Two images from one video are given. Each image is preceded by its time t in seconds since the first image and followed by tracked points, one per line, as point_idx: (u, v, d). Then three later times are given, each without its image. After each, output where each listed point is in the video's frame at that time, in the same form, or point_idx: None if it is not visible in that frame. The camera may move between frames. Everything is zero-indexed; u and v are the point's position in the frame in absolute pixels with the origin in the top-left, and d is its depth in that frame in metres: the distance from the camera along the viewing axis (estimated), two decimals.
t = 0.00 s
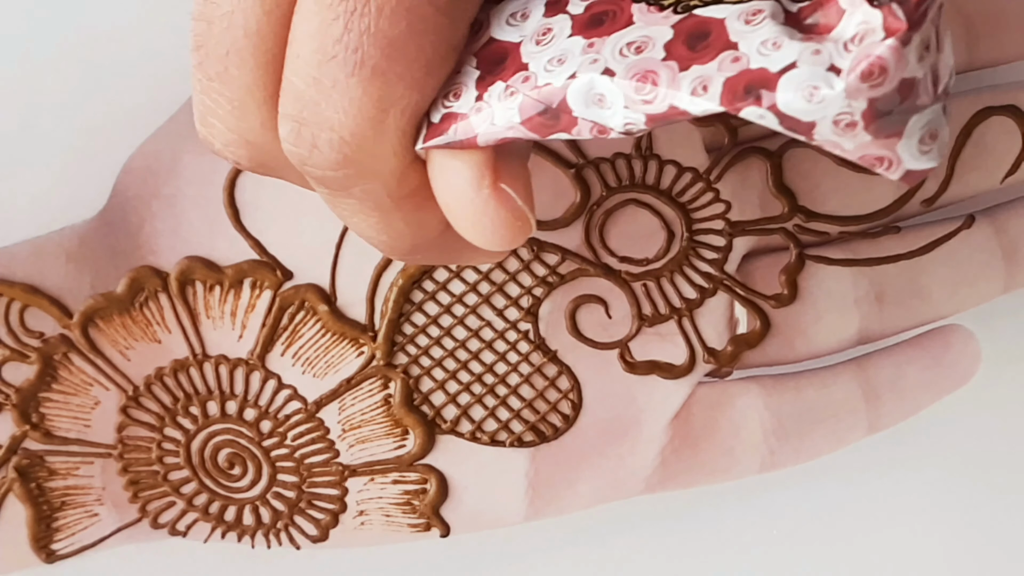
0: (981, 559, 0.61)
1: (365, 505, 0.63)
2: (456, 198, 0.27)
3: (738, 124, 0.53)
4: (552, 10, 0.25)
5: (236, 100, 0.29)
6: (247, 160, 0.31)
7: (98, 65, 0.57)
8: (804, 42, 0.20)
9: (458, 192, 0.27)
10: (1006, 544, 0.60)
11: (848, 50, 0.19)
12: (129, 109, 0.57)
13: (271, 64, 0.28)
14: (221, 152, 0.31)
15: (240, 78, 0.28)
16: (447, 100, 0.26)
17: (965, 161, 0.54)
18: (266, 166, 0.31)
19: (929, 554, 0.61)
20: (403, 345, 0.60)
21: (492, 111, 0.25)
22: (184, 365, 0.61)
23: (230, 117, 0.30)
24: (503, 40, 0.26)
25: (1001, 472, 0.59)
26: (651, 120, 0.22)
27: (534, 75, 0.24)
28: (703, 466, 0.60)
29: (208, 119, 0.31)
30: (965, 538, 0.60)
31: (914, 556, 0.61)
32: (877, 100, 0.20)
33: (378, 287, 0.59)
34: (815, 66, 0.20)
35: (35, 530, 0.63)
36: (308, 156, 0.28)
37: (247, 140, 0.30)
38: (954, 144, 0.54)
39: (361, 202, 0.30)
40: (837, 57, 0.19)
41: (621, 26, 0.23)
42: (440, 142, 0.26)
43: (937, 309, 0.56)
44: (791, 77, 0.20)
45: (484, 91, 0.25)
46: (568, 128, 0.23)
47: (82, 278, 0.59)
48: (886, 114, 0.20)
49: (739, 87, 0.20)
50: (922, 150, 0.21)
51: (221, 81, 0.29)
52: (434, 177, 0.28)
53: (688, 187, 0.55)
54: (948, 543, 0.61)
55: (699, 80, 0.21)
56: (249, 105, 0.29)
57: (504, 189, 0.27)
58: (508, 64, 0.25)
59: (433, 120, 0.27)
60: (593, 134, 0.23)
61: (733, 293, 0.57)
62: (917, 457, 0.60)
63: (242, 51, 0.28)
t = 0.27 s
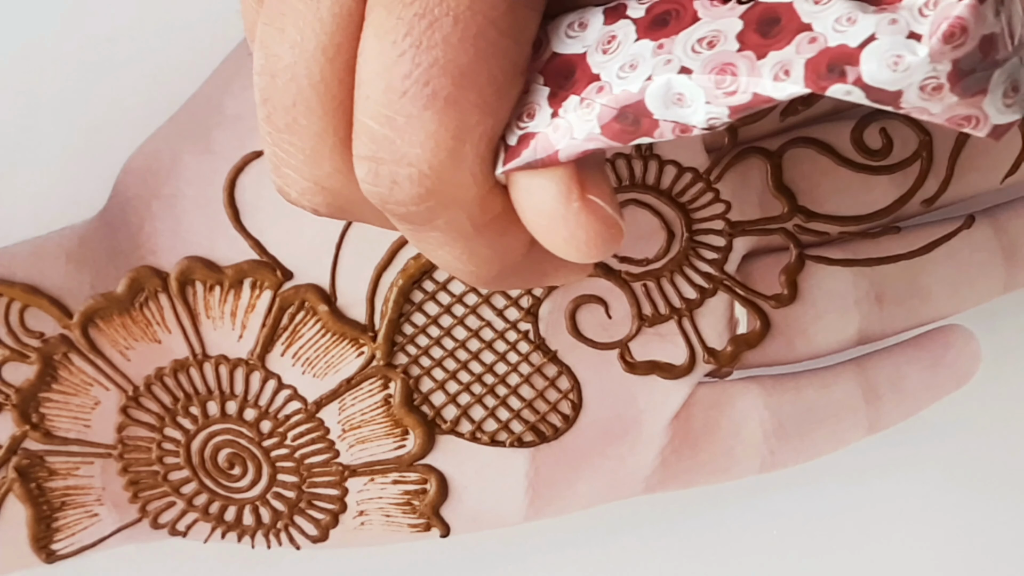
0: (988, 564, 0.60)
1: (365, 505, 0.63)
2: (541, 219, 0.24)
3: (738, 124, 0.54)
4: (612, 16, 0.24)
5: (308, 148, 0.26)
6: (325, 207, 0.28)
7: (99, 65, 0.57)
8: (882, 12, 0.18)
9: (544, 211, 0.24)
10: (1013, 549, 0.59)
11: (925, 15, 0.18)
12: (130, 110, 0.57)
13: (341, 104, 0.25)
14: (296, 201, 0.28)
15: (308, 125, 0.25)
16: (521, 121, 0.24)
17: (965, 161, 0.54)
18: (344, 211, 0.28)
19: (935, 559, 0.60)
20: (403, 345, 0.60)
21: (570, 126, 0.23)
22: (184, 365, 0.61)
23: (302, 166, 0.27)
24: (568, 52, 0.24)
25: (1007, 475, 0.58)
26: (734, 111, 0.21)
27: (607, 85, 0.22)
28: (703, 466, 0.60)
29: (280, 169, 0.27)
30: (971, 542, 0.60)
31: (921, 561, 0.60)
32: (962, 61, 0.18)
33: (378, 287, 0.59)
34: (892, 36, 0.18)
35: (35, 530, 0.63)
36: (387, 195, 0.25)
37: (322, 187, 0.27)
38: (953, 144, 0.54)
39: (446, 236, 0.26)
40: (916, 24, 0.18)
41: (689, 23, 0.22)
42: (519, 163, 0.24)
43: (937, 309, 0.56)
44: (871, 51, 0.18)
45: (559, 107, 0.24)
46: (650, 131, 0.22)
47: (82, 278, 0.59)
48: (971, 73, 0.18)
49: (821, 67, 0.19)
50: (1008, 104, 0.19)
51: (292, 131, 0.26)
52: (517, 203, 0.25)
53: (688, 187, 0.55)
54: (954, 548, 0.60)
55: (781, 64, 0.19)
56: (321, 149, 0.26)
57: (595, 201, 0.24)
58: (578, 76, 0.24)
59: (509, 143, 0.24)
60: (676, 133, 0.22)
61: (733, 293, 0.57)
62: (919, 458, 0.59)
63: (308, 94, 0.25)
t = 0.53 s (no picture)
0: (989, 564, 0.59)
1: (365, 505, 0.63)
2: (586, 235, 0.23)
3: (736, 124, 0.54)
4: (636, 26, 0.23)
5: (345, 181, 0.26)
6: (364, 238, 0.28)
7: (100, 66, 0.57)
8: None
9: (589, 226, 0.23)
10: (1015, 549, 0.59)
11: None
12: (130, 111, 0.58)
13: (376, 135, 0.25)
14: (335, 233, 0.28)
15: (344, 158, 0.25)
16: (556, 137, 0.23)
17: (965, 161, 0.54)
18: (384, 241, 0.28)
19: (936, 559, 0.60)
20: (403, 345, 0.60)
21: (607, 137, 0.22)
22: (184, 365, 0.61)
23: (339, 197, 0.27)
24: (594, 66, 0.24)
25: (1007, 475, 0.58)
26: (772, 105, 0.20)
27: (641, 93, 0.22)
28: (702, 466, 0.60)
29: (319, 202, 0.28)
30: (972, 542, 0.59)
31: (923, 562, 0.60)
32: (995, 34, 0.17)
33: (378, 287, 0.59)
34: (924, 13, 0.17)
35: (35, 530, 0.63)
36: (428, 220, 0.25)
37: (360, 218, 0.27)
38: (953, 144, 0.54)
39: (488, 259, 0.26)
40: None
41: (715, 23, 0.21)
42: (559, 179, 0.23)
43: (937, 309, 0.56)
44: (904, 32, 0.17)
45: (594, 120, 0.23)
46: (689, 135, 0.21)
47: (82, 278, 0.59)
48: (1005, 46, 0.17)
49: (857, 52, 0.18)
50: None
51: (328, 165, 0.26)
52: (560, 222, 0.24)
53: (688, 187, 0.55)
54: (955, 548, 0.60)
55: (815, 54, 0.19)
56: (358, 181, 0.26)
57: (640, 209, 0.23)
58: (609, 88, 0.23)
59: (546, 160, 0.23)
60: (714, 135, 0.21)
61: (733, 293, 0.57)
62: (919, 458, 0.59)
63: (342, 130, 0.25)
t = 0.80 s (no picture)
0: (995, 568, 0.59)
1: (365, 505, 0.62)
2: (616, 251, 0.25)
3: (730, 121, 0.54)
4: (642, 42, 0.24)
5: (360, 208, 0.28)
6: (379, 263, 0.30)
7: (100, 66, 0.57)
8: None
9: (619, 242, 0.25)
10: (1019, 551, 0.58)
11: None
12: (129, 111, 0.58)
13: (390, 164, 0.27)
14: (350, 259, 0.30)
15: (359, 186, 0.27)
16: (575, 157, 0.25)
17: (965, 162, 0.54)
18: (398, 267, 0.30)
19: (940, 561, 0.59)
20: (403, 345, 0.60)
21: (630, 150, 0.23)
22: (184, 365, 0.61)
23: (355, 224, 0.29)
24: (606, 83, 0.25)
25: (1010, 476, 0.58)
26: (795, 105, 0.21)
27: (660, 104, 0.23)
28: (703, 466, 0.60)
29: (336, 228, 0.29)
30: (976, 544, 0.59)
31: (927, 565, 0.60)
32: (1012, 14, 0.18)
33: (378, 286, 0.59)
34: None
35: (35, 531, 0.63)
36: (450, 242, 0.26)
37: (377, 244, 0.29)
38: (954, 144, 0.54)
39: (507, 283, 0.27)
40: None
41: (725, 31, 0.22)
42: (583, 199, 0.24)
43: (937, 309, 0.56)
44: (925, 20, 0.18)
45: (614, 136, 0.24)
46: (711, 141, 0.22)
47: (81, 278, 0.59)
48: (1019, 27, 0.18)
49: (880, 43, 0.19)
50: None
51: (343, 193, 0.28)
52: (584, 240, 0.25)
53: (688, 187, 0.55)
54: (960, 551, 0.59)
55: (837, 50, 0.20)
56: (372, 209, 0.28)
57: (663, 221, 0.25)
58: (624, 102, 0.24)
59: (568, 181, 0.25)
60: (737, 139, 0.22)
61: (733, 293, 0.57)
62: (922, 458, 0.59)
63: (356, 159, 0.27)
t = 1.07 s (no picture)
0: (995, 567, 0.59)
1: (365, 505, 0.62)
2: (605, 256, 0.25)
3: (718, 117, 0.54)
4: (635, 48, 0.25)
5: (343, 207, 0.29)
6: (358, 262, 0.30)
7: (100, 66, 0.57)
8: None
9: (608, 247, 0.25)
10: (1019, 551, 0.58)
11: None
12: (129, 110, 0.57)
13: (375, 164, 0.27)
14: (331, 256, 0.31)
15: (344, 185, 0.28)
16: (567, 160, 0.25)
17: (966, 161, 0.54)
18: (378, 267, 0.31)
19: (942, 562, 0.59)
20: (403, 345, 0.60)
21: (624, 155, 0.24)
22: (183, 365, 0.61)
23: (338, 223, 0.29)
24: (598, 87, 0.25)
25: (1011, 476, 0.58)
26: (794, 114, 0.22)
27: (655, 109, 0.24)
28: (703, 466, 0.60)
29: (319, 225, 0.30)
30: (977, 544, 0.59)
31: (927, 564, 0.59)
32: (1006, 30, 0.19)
33: (378, 286, 0.59)
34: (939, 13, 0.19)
35: (34, 531, 0.63)
36: (439, 243, 0.26)
37: (357, 243, 0.29)
38: (954, 143, 0.54)
39: (495, 285, 0.27)
40: None
41: (719, 40, 0.23)
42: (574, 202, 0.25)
43: (938, 309, 0.56)
44: (925, 31, 0.20)
45: (607, 140, 0.24)
46: (706, 148, 0.23)
47: (80, 278, 0.59)
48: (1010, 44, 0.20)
49: (879, 54, 0.20)
50: None
51: (328, 191, 0.29)
52: (573, 246, 0.26)
53: (688, 187, 0.55)
54: (961, 551, 0.59)
55: (836, 59, 0.21)
56: (356, 208, 0.28)
57: (653, 226, 0.25)
58: (617, 107, 0.25)
59: (559, 184, 0.25)
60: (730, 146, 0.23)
61: (733, 293, 0.57)
62: (922, 459, 0.59)
63: (341, 158, 0.28)
